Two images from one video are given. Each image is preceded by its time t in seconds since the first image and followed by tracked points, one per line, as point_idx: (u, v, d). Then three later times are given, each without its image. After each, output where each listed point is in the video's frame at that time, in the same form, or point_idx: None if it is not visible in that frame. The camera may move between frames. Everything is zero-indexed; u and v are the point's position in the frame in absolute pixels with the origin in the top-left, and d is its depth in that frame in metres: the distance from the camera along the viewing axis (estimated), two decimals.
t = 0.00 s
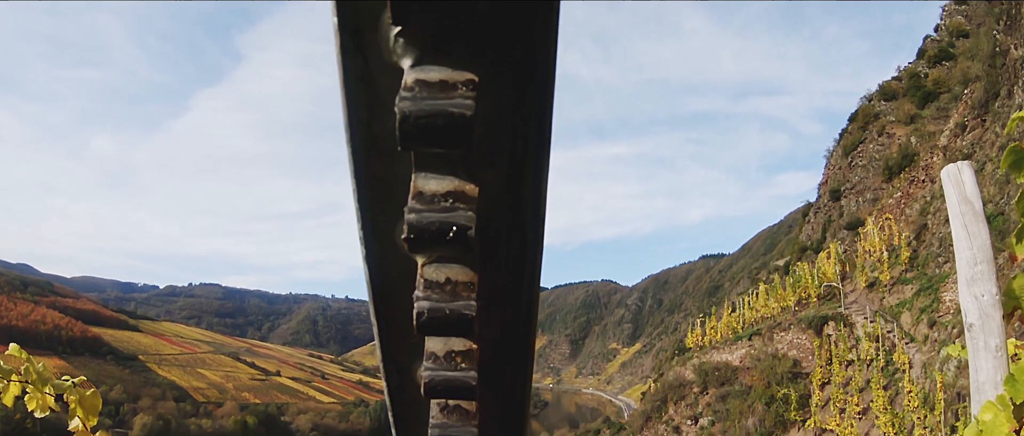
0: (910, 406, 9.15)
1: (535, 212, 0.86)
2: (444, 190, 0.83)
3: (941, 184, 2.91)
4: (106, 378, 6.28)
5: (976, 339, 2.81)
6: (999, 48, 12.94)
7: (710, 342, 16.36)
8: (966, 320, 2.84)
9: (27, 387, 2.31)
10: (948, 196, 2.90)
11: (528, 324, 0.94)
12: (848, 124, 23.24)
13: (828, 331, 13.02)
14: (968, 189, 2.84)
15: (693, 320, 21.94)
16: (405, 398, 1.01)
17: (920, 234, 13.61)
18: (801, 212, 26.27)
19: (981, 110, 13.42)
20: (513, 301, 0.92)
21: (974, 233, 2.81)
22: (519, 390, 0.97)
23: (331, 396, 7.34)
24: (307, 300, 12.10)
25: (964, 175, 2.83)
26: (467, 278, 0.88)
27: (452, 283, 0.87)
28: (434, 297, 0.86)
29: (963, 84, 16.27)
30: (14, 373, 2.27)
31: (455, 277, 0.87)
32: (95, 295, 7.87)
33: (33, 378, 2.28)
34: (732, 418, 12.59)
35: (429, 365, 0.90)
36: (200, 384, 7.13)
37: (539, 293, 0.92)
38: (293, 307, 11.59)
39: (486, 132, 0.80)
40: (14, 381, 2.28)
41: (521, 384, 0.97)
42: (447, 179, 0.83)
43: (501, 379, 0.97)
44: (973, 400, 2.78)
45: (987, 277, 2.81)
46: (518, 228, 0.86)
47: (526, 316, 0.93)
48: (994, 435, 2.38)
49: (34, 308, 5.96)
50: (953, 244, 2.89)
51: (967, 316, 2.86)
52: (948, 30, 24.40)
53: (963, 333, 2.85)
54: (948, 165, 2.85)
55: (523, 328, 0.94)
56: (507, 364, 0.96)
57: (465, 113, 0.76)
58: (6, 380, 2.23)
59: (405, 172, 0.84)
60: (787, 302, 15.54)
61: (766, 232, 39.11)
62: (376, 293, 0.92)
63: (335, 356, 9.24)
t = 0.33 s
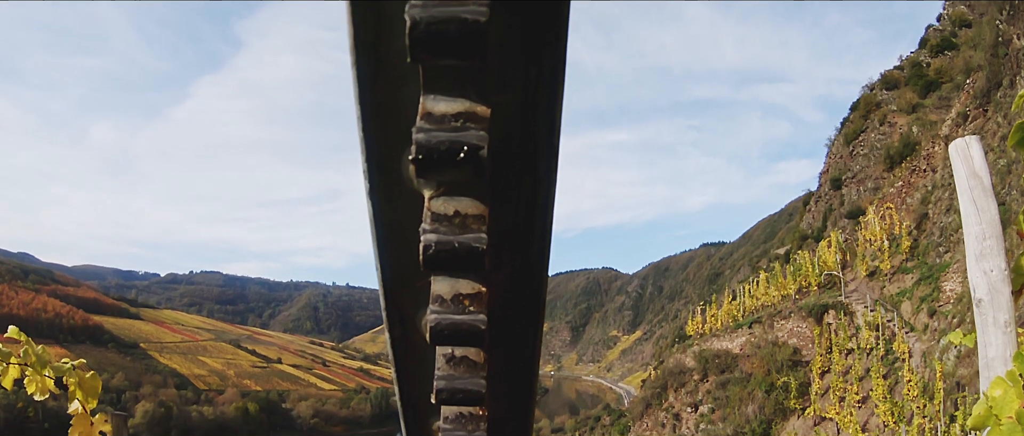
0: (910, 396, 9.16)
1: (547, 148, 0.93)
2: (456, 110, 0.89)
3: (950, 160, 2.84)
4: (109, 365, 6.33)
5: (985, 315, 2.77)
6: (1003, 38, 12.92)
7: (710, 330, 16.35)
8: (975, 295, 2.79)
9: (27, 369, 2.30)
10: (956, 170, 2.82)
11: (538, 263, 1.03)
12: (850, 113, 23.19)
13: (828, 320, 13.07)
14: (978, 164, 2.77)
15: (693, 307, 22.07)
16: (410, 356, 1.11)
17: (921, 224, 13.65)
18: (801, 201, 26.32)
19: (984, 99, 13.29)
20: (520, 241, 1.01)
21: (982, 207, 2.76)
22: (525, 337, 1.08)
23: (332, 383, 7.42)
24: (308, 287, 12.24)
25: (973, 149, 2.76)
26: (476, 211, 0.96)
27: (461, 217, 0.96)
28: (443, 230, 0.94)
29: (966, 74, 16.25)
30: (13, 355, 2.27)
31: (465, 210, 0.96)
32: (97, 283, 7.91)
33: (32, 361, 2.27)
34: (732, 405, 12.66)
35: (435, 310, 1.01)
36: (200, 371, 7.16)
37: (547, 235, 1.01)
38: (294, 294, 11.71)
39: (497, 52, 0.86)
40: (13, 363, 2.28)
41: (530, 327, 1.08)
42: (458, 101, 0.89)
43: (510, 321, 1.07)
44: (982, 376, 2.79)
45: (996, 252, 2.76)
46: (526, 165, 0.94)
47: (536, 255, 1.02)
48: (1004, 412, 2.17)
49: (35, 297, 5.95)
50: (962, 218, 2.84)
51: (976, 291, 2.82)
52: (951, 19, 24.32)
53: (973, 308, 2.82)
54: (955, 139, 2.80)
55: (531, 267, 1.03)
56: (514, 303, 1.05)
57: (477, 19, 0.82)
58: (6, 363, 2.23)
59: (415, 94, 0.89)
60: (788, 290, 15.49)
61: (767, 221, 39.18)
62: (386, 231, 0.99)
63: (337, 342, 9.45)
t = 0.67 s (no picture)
0: (910, 384, 9.20)
1: (564, 73, 0.77)
2: (470, 24, 0.74)
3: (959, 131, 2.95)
4: (109, 353, 6.33)
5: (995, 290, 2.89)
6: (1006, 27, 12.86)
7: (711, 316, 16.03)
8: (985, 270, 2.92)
9: (27, 352, 2.31)
10: (966, 145, 2.92)
11: (553, 194, 0.84)
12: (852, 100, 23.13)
13: (828, 306, 12.87)
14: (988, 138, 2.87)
15: (693, 294, 22.13)
16: (415, 312, 0.91)
17: (922, 212, 13.67)
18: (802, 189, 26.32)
19: (986, 89, 13.10)
20: (536, 170, 0.82)
21: (993, 181, 2.86)
22: (539, 294, 0.90)
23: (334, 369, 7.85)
24: (310, 273, 12.37)
25: (982, 123, 2.86)
26: (490, 133, 0.78)
27: (474, 140, 0.78)
28: (455, 152, 0.77)
29: (968, 62, 16.19)
30: (13, 339, 2.28)
31: (478, 132, 0.78)
32: (98, 271, 7.95)
33: (32, 345, 2.28)
34: (732, 391, 12.72)
35: (443, 243, 0.82)
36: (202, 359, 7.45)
37: (565, 170, 0.83)
38: (295, 280, 11.84)
39: None
40: (12, 347, 2.30)
41: (544, 277, 0.89)
42: (473, 14, 0.74)
43: (524, 273, 0.89)
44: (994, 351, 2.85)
45: (1005, 226, 2.85)
46: (544, 73, 0.77)
47: (552, 192, 0.84)
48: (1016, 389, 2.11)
49: (37, 287, 5.95)
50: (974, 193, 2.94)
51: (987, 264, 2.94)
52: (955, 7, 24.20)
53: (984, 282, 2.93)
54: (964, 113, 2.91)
55: (547, 208, 0.85)
56: (528, 250, 0.87)
57: None
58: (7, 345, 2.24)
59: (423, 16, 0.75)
60: (788, 277, 15.42)
61: (768, 208, 39.23)
62: (392, 175, 0.81)
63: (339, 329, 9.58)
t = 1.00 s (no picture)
0: (909, 372, 9.19)
1: None
2: None
3: (966, 104, 2.88)
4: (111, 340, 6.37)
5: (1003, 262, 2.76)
6: (1008, 16, 12.86)
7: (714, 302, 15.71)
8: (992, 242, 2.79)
9: (25, 334, 2.32)
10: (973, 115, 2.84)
11: (552, 122, 0.73)
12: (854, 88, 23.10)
13: (828, 294, 13.10)
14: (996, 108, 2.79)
15: (693, 280, 22.16)
16: (408, 247, 0.82)
17: (924, 200, 13.67)
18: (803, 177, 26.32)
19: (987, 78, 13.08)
20: (540, 95, 0.71)
21: (1001, 152, 2.74)
22: (541, 237, 0.80)
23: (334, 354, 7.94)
24: (310, 259, 12.40)
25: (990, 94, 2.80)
26: (488, 49, 0.69)
27: (470, 55, 0.69)
28: (449, 65, 0.68)
29: (970, 51, 16.17)
30: (10, 320, 2.29)
31: (475, 48, 0.69)
32: (100, 258, 7.95)
33: (29, 326, 2.27)
34: (731, 377, 12.79)
35: (437, 168, 0.73)
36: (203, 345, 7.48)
37: (567, 91, 0.71)
38: (296, 266, 11.89)
39: None
40: (11, 328, 2.30)
41: (545, 214, 0.79)
42: None
43: (524, 210, 0.78)
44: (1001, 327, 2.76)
45: (1014, 198, 2.73)
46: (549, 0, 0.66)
47: (552, 120, 0.72)
48: None
49: (40, 274, 5.95)
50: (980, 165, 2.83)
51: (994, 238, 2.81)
52: None
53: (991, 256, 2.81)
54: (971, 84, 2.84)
55: (547, 136, 0.74)
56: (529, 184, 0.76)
57: None
58: (5, 327, 2.24)
59: None
60: (788, 263, 15.45)
61: (767, 195, 39.28)
62: (382, 91, 0.71)
63: (339, 314, 9.67)
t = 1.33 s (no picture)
0: (907, 360, 9.23)
1: None
2: None
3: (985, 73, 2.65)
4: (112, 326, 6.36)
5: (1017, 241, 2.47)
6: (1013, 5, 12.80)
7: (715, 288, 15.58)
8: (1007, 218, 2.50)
9: (22, 314, 2.34)
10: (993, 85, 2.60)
11: (550, 36, 0.66)
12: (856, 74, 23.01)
13: (828, 280, 13.13)
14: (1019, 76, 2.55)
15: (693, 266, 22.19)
16: (394, 182, 0.79)
17: (925, 188, 13.66)
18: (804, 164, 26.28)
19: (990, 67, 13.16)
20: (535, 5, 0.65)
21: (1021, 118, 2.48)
22: (537, 171, 0.73)
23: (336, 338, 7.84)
24: (310, 243, 12.36)
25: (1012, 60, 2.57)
26: None
27: None
28: None
29: (973, 39, 16.11)
30: (7, 300, 2.30)
31: None
32: (100, 245, 7.95)
33: (25, 305, 2.31)
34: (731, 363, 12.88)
35: (424, 80, 0.69)
36: (204, 330, 7.39)
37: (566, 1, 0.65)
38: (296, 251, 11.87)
39: None
40: (8, 308, 2.32)
41: (543, 142, 0.72)
42: None
43: (519, 139, 0.72)
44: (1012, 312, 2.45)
45: None
46: None
47: (553, 43, 0.66)
48: None
49: (39, 261, 5.99)
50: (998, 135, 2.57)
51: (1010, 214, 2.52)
52: None
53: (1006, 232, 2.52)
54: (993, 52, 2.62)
55: (544, 47, 0.66)
56: (521, 106, 0.70)
57: None
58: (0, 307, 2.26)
59: None
60: (788, 249, 15.46)
61: (768, 181, 39.26)
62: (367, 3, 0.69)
63: (340, 298, 9.70)
